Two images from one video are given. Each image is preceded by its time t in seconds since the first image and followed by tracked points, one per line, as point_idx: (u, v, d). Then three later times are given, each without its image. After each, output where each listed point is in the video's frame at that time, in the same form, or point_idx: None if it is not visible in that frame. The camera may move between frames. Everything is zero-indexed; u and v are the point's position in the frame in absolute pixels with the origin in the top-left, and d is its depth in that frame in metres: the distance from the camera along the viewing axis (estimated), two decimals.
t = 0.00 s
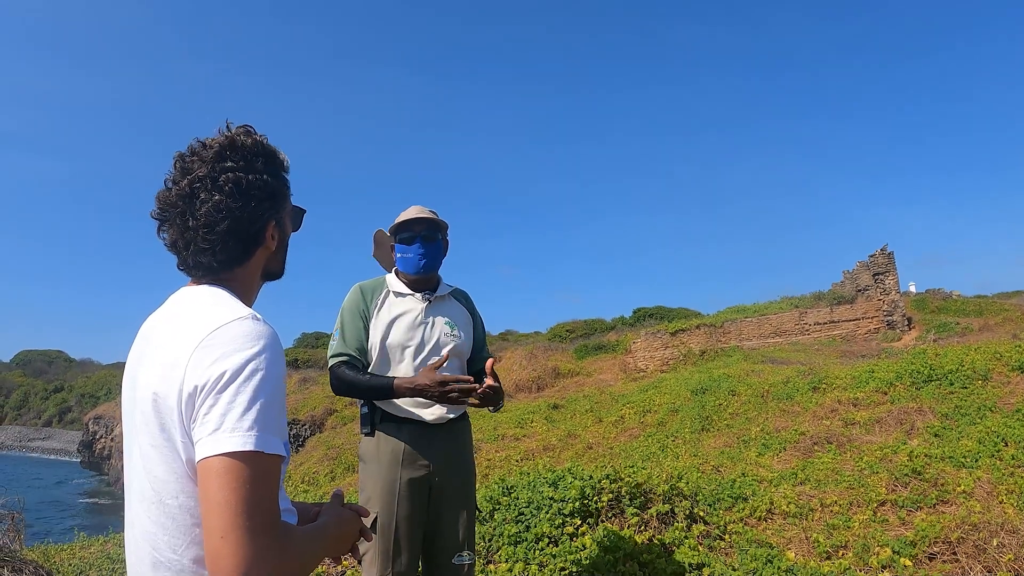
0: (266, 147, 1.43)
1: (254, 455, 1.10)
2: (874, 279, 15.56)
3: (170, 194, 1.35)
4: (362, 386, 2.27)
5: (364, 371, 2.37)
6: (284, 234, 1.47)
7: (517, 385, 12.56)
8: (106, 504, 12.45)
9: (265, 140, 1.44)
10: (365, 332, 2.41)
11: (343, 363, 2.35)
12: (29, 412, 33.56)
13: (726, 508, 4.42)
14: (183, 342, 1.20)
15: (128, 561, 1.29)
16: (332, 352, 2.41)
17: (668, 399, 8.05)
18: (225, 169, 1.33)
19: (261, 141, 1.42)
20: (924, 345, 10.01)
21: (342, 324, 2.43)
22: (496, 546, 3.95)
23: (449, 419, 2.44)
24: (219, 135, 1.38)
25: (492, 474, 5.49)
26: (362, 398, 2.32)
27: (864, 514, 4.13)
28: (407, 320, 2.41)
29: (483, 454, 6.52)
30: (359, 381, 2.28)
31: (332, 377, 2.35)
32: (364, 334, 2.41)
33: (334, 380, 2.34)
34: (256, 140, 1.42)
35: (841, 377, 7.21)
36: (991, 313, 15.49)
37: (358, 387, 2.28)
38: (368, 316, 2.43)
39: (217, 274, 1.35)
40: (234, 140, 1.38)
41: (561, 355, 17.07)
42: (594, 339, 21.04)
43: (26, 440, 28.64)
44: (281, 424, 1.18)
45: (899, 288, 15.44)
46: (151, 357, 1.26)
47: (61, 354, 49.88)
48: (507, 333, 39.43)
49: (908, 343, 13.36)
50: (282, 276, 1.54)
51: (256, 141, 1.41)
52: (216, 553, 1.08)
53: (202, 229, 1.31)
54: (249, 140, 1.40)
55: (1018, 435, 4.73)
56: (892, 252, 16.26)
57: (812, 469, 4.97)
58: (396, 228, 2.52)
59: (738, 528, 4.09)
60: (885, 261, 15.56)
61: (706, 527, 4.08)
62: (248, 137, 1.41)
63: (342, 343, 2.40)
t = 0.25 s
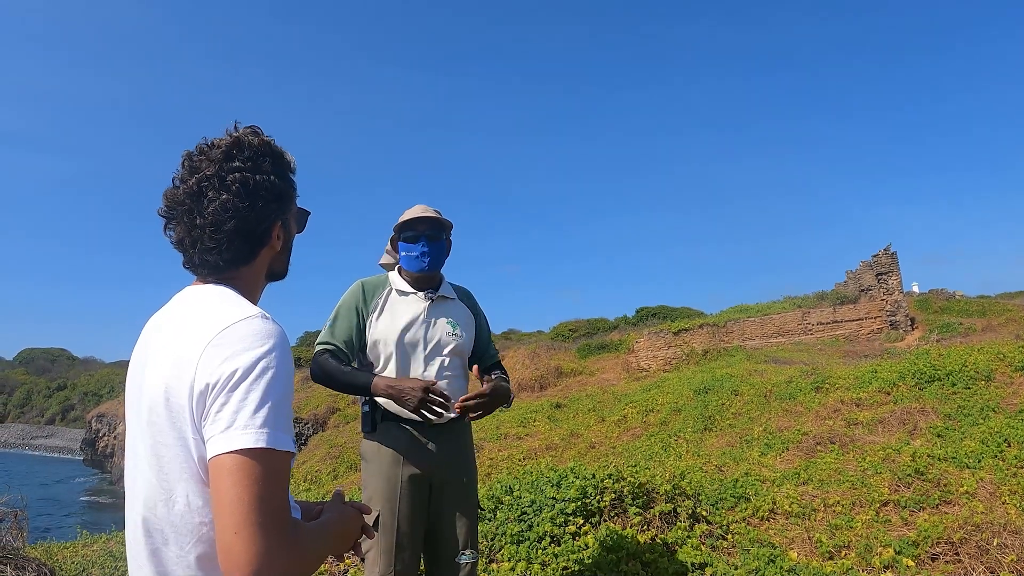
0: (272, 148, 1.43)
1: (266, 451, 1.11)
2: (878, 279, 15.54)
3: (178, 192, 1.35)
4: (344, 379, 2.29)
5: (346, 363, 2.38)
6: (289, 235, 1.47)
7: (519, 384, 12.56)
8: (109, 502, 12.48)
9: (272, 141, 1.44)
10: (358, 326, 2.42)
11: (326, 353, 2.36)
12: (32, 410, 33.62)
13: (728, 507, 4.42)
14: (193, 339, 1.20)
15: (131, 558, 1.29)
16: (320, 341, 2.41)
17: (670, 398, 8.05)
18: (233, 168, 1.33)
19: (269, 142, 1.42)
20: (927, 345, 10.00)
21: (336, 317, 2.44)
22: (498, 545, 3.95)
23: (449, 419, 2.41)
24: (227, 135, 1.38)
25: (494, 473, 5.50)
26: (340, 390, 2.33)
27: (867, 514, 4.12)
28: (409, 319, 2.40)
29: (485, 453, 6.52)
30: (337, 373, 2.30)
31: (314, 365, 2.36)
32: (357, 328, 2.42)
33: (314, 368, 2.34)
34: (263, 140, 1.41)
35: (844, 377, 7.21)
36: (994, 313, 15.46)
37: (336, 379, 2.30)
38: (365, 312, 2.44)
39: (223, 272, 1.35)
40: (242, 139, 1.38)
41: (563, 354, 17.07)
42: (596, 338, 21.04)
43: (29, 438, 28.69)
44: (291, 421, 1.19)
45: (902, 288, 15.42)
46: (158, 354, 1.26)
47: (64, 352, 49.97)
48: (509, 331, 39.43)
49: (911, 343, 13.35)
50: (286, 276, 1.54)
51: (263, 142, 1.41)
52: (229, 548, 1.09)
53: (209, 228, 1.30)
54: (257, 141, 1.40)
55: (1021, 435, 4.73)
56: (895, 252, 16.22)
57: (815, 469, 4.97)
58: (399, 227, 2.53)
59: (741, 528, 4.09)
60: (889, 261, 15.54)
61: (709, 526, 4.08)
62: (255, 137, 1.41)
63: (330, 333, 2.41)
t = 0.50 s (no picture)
0: (278, 150, 1.43)
1: (275, 447, 1.11)
2: (879, 279, 15.53)
3: (183, 191, 1.35)
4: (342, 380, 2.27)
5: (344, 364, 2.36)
6: (292, 236, 1.47)
7: (520, 384, 12.57)
8: (111, 501, 12.49)
9: (277, 143, 1.44)
10: (355, 326, 2.41)
11: (324, 353, 2.33)
12: (33, 409, 33.66)
13: (730, 507, 4.42)
14: (201, 336, 1.20)
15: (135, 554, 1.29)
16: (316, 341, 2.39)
17: (672, 398, 8.05)
18: (238, 169, 1.33)
19: (274, 143, 1.42)
20: (929, 345, 9.99)
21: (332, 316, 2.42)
22: (500, 544, 3.95)
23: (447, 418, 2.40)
24: (233, 136, 1.38)
25: (496, 472, 5.50)
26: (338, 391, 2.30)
27: (868, 514, 4.12)
28: (406, 319, 2.41)
29: (487, 452, 6.52)
30: (337, 374, 2.28)
31: (311, 366, 2.32)
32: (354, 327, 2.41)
33: (312, 369, 2.31)
34: (269, 142, 1.41)
35: (846, 377, 7.21)
36: (996, 313, 15.44)
37: (335, 380, 2.28)
38: (362, 312, 2.43)
39: (227, 272, 1.35)
40: (247, 141, 1.38)
41: (564, 353, 17.07)
42: (598, 338, 21.04)
43: (31, 437, 28.72)
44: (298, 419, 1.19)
45: (904, 288, 15.41)
46: (165, 351, 1.26)
47: (66, 352, 50.04)
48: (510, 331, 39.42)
49: (912, 343, 13.35)
50: (287, 278, 1.54)
51: (269, 144, 1.41)
52: (238, 542, 1.10)
53: (214, 228, 1.31)
54: (262, 142, 1.40)
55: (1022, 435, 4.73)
56: (897, 252, 16.21)
57: (816, 469, 4.97)
58: (396, 228, 2.53)
59: (742, 527, 4.09)
60: (890, 261, 15.53)
61: (710, 526, 4.08)
62: (261, 139, 1.41)
63: (327, 334, 2.39)
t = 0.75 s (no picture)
0: (278, 149, 1.43)
1: (277, 443, 1.11)
2: (879, 278, 15.53)
3: (183, 189, 1.35)
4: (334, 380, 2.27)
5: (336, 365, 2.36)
6: (290, 235, 1.47)
7: (520, 382, 12.57)
8: (111, 499, 12.48)
9: (277, 142, 1.44)
10: (346, 326, 2.40)
11: (316, 355, 2.33)
12: (33, 407, 33.64)
13: (729, 506, 4.42)
14: (202, 333, 1.20)
15: (133, 550, 1.29)
16: (307, 343, 2.39)
17: (671, 396, 8.05)
18: (238, 167, 1.33)
19: (275, 142, 1.42)
20: (929, 344, 9.99)
21: (321, 317, 2.42)
22: (499, 542, 3.95)
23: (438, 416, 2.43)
24: (233, 134, 1.38)
25: (495, 471, 5.49)
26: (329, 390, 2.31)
27: (867, 513, 4.12)
28: (397, 319, 2.42)
29: (486, 451, 6.53)
30: (329, 374, 2.28)
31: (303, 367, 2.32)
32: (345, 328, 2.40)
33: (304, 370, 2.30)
34: (269, 140, 1.41)
35: (845, 375, 7.21)
36: (995, 313, 15.44)
37: (327, 380, 2.27)
38: (354, 313, 2.43)
39: (226, 270, 1.35)
40: (248, 139, 1.38)
41: (564, 352, 17.07)
42: (598, 336, 21.04)
43: (31, 435, 28.71)
44: (299, 416, 1.19)
45: (904, 287, 15.40)
46: (164, 347, 1.26)
47: (66, 350, 50.02)
48: (510, 330, 39.44)
49: (912, 342, 13.34)
50: (285, 276, 1.54)
51: (269, 142, 1.41)
52: (240, 539, 1.10)
53: (214, 226, 1.31)
54: (262, 141, 1.40)
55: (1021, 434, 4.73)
56: (897, 251, 16.20)
57: (815, 467, 4.97)
58: (385, 227, 2.51)
59: (742, 526, 4.09)
60: (890, 260, 15.53)
61: (709, 524, 4.09)
62: (261, 137, 1.41)
63: (319, 335, 2.38)
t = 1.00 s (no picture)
0: (275, 150, 1.44)
1: (274, 444, 1.11)
2: (880, 279, 15.59)
3: (181, 189, 1.35)
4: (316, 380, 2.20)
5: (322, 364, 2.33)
6: (287, 236, 1.47)
7: (520, 383, 12.58)
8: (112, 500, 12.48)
9: (274, 143, 1.44)
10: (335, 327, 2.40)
11: (301, 352, 2.30)
12: (34, 408, 33.67)
13: (730, 507, 4.43)
14: (199, 334, 1.20)
15: (131, 552, 1.28)
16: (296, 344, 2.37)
17: (672, 397, 8.05)
18: (236, 168, 1.33)
19: (271, 144, 1.42)
20: (929, 345, 9.99)
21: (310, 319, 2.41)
22: (500, 543, 3.95)
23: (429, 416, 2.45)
24: (230, 135, 1.38)
25: (496, 472, 5.49)
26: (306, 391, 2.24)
27: (868, 513, 4.13)
28: (387, 321, 2.43)
29: (487, 451, 6.53)
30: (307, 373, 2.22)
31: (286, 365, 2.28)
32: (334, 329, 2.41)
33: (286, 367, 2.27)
34: (266, 142, 1.42)
35: (846, 376, 7.21)
36: (996, 314, 15.44)
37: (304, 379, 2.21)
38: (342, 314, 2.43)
39: (222, 270, 1.35)
40: (245, 141, 1.39)
41: (564, 353, 17.06)
42: (599, 337, 21.04)
43: (31, 436, 28.71)
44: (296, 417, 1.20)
45: (905, 288, 15.40)
46: (161, 349, 1.26)
47: (66, 350, 50.02)
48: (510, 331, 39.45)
49: (913, 343, 13.35)
50: (281, 278, 1.54)
51: (266, 143, 1.41)
52: (238, 541, 1.10)
53: (210, 226, 1.31)
54: (259, 142, 1.40)
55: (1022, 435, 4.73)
56: (897, 252, 16.20)
57: (816, 468, 4.97)
58: (371, 228, 2.52)
59: (743, 527, 4.09)
60: (891, 261, 15.56)
61: (710, 525, 4.09)
62: (259, 138, 1.41)
63: (306, 335, 2.37)
